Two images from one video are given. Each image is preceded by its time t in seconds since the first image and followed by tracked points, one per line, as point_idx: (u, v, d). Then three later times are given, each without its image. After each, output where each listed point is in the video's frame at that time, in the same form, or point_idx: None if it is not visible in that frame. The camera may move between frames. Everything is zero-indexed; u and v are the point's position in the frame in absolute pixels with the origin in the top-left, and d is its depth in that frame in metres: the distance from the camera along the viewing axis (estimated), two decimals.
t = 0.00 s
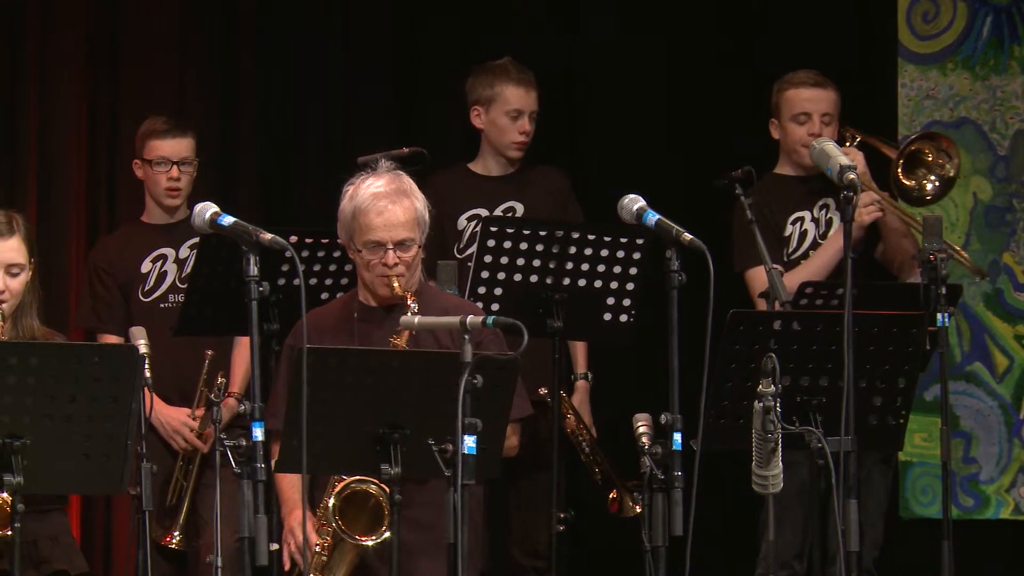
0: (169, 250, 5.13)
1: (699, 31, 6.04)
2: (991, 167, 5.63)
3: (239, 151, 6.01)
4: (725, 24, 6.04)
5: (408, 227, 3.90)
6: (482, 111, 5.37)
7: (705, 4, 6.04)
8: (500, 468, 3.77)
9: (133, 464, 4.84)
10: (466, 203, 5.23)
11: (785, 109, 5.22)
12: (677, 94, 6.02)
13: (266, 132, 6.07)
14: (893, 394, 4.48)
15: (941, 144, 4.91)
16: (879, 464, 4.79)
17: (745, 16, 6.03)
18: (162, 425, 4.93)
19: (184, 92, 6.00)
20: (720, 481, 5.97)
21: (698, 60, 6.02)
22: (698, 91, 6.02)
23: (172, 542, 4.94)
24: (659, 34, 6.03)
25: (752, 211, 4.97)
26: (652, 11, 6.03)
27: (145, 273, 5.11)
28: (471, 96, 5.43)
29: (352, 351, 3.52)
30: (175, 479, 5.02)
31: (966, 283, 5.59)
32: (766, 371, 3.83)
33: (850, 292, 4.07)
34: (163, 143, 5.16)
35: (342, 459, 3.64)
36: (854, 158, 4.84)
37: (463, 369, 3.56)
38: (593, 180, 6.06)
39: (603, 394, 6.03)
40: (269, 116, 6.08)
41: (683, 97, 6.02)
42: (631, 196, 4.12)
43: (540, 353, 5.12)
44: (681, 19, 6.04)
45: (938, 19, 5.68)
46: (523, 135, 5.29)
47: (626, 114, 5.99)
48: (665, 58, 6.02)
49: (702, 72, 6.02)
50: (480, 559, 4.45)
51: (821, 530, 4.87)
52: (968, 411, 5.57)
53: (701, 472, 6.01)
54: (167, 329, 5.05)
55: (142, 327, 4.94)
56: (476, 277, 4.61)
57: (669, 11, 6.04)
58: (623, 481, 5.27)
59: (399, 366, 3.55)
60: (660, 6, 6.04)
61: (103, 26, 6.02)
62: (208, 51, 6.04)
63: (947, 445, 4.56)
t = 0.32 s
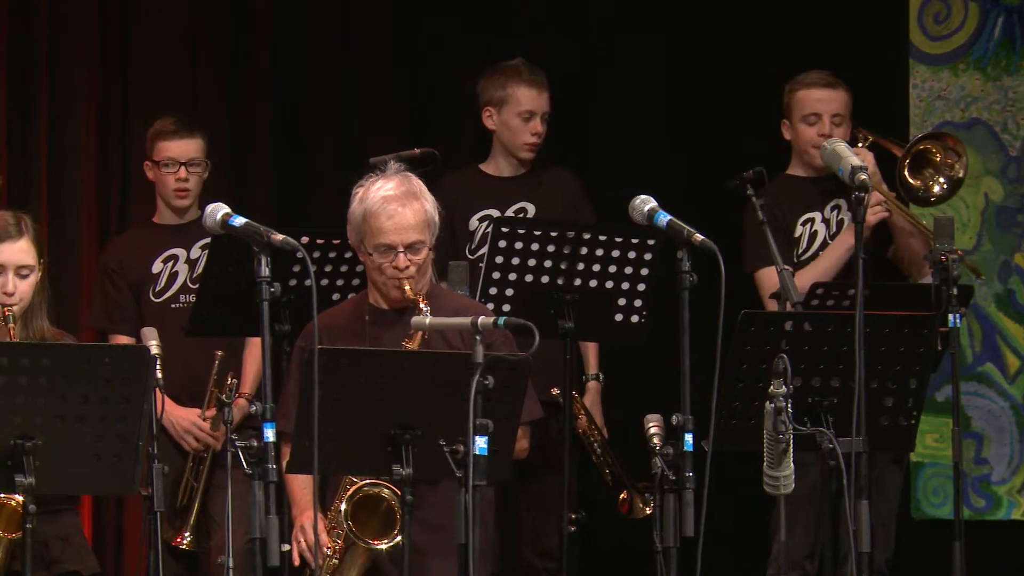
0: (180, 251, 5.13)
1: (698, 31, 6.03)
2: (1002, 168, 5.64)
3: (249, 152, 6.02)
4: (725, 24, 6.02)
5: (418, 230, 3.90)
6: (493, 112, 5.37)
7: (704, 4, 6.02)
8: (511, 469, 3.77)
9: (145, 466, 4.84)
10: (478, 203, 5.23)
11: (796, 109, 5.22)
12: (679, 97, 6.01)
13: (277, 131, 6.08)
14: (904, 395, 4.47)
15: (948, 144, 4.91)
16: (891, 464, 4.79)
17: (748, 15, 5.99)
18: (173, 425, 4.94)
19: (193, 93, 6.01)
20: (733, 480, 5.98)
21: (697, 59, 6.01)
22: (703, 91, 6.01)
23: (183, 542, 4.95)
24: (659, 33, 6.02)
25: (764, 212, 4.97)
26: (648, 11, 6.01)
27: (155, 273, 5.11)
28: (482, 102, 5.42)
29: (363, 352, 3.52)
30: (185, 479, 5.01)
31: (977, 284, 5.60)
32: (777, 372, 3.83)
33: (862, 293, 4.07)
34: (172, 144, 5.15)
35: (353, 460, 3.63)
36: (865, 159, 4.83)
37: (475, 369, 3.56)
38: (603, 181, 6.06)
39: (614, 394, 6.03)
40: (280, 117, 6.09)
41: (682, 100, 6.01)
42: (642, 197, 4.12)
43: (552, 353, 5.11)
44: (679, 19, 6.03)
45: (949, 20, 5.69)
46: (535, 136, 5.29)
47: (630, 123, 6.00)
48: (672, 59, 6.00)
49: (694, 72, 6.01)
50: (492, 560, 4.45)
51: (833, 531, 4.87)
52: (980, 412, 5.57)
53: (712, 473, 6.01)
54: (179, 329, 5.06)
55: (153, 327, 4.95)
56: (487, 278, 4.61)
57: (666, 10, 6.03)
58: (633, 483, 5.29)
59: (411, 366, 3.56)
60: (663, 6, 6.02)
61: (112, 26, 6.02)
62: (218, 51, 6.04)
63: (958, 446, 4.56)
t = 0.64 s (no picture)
0: (195, 251, 5.13)
1: (715, 31, 6.03)
2: (1018, 168, 5.62)
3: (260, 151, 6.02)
4: (739, 24, 6.04)
5: (435, 230, 3.89)
6: (505, 113, 5.38)
7: (722, 5, 6.02)
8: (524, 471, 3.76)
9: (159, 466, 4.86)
10: (493, 203, 5.23)
11: (807, 109, 5.22)
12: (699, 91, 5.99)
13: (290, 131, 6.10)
14: (919, 395, 4.47)
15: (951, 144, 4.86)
16: (905, 465, 4.79)
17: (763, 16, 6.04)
18: (186, 425, 4.94)
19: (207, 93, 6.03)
20: (746, 480, 5.98)
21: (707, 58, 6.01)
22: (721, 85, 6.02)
23: (197, 543, 4.97)
24: (675, 32, 6.00)
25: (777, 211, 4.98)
26: (663, 11, 5.99)
27: (170, 273, 5.11)
28: (492, 102, 5.45)
29: (377, 352, 3.52)
30: (200, 480, 5.02)
31: (992, 284, 5.60)
32: (792, 372, 3.84)
33: (876, 293, 4.07)
34: (183, 144, 5.15)
35: (366, 461, 3.63)
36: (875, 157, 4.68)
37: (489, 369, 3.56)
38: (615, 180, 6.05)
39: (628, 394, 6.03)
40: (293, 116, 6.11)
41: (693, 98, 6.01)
42: (656, 197, 4.11)
43: (564, 353, 5.11)
44: (694, 19, 6.01)
45: (964, 20, 5.68)
46: (546, 138, 5.27)
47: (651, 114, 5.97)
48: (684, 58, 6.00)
49: (715, 70, 6.02)
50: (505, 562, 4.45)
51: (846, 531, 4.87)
52: (994, 412, 5.57)
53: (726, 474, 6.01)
54: (194, 329, 5.05)
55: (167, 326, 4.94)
56: (501, 278, 4.61)
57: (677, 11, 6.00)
58: (648, 482, 5.26)
59: (424, 367, 3.57)
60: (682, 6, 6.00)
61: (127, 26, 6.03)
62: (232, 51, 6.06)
63: (973, 446, 4.56)
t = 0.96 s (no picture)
0: (208, 251, 5.13)
1: (715, 31, 6.06)
2: None
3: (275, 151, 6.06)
4: (752, 24, 6.06)
5: (449, 230, 3.89)
6: (512, 113, 5.38)
7: (722, 5, 6.06)
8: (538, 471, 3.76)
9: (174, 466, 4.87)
10: (507, 202, 5.24)
11: (816, 109, 5.21)
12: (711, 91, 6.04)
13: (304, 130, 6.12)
14: (933, 395, 4.46)
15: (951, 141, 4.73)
16: (918, 465, 4.79)
17: (777, 15, 6.06)
18: (201, 425, 4.94)
19: (220, 93, 6.05)
20: (759, 480, 5.98)
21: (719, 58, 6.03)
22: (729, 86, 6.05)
23: (212, 543, 4.97)
24: (678, 33, 6.06)
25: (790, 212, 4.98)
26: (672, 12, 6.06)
27: (184, 273, 5.11)
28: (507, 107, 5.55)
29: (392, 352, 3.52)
30: (214, 480, 5.03)
31: (1007, 284, 5.60)
32: (806, 372, 3.85)
33: (891, 292, 4.06)
34: (198, 145, 5.15)
35: (381, 461, 3.62)
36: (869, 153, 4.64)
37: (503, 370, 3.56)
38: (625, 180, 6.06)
39: (641, 394, 6.04)
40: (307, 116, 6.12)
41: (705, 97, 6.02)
42: (671, 197, 4.10)
43: (578, 353, 5.12)
44: (697, 19, 6.06)
45: (978, 20, 5.67)
46: (545, 138, 5.25)
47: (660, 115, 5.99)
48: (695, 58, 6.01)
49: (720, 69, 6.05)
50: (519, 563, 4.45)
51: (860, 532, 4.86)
52: (1008, 412, 5.57)
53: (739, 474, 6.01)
54: (208, 329, 5.06)
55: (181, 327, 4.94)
56: (514, 278, 4.61)
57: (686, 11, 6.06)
58: (664, 482, 5.30)
59: (439, 367, 3.56)
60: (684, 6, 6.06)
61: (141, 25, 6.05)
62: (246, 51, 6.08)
63: (987, 446, 4.55)
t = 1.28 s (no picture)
0: (224, 251, 5.14)
1: (727, 31, 6.13)
2: None
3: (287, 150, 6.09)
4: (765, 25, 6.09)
5: (462, 228, 3.89)
6: (524, 113, 5.38)
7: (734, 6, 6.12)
8: (554, 471, 3.75)
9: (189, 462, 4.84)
10: (523, 202, 5.24)
11: (829, 108, 5.19)
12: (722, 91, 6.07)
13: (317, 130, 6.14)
14: (948, 395, 4.45)
15: (964, 141, 4.72)
16: (933, 464, 4.79)
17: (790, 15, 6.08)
18: (218, 424, 4.95)
19: (235, 93, 6.08)
20: (773, 479, 5.98)
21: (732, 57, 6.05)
22: (749, 82, 6.10)
23: (229, 543, 4.97)
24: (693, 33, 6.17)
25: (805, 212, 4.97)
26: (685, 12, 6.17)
27: (200, 274, 5.11)
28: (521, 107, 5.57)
29: (408, 352, 3.53)
30: (231, 479, 5.02)
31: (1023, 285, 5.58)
32: (821, 372, 3.85)
33: (906, 293, 4.05)
34: (213, 144, 5.17)
35: (397, 461, 3.62)
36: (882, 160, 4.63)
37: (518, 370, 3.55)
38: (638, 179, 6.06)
39: (655, 393, 6.04)
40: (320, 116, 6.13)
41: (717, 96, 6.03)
42: (686, 197, 4.07)
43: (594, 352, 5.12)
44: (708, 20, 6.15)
45: (994, 19, 5.66)
46: (552, 137, 5.25)
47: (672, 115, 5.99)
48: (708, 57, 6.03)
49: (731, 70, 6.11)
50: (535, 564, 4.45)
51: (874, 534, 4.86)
52: None
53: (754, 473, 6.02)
54: (224, 328, 5.06)
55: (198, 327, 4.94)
56: (530, 278, 4.60)
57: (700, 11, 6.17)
58: (677, 482, 5.25)
59: (455, 367, 3.56)
60: (691, 6, 6.17)
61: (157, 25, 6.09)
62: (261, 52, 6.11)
63: (1003, 447, 4.53)
